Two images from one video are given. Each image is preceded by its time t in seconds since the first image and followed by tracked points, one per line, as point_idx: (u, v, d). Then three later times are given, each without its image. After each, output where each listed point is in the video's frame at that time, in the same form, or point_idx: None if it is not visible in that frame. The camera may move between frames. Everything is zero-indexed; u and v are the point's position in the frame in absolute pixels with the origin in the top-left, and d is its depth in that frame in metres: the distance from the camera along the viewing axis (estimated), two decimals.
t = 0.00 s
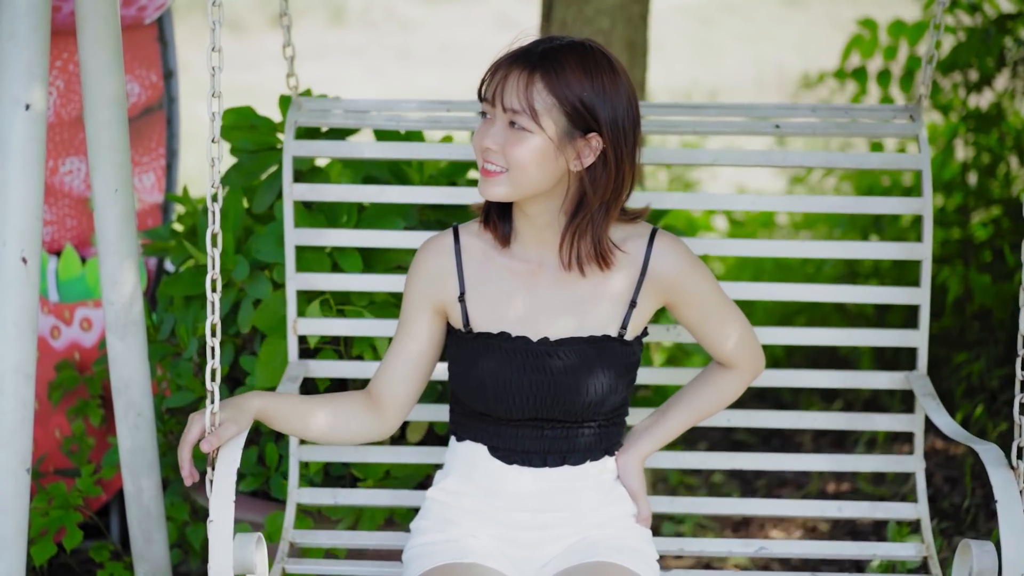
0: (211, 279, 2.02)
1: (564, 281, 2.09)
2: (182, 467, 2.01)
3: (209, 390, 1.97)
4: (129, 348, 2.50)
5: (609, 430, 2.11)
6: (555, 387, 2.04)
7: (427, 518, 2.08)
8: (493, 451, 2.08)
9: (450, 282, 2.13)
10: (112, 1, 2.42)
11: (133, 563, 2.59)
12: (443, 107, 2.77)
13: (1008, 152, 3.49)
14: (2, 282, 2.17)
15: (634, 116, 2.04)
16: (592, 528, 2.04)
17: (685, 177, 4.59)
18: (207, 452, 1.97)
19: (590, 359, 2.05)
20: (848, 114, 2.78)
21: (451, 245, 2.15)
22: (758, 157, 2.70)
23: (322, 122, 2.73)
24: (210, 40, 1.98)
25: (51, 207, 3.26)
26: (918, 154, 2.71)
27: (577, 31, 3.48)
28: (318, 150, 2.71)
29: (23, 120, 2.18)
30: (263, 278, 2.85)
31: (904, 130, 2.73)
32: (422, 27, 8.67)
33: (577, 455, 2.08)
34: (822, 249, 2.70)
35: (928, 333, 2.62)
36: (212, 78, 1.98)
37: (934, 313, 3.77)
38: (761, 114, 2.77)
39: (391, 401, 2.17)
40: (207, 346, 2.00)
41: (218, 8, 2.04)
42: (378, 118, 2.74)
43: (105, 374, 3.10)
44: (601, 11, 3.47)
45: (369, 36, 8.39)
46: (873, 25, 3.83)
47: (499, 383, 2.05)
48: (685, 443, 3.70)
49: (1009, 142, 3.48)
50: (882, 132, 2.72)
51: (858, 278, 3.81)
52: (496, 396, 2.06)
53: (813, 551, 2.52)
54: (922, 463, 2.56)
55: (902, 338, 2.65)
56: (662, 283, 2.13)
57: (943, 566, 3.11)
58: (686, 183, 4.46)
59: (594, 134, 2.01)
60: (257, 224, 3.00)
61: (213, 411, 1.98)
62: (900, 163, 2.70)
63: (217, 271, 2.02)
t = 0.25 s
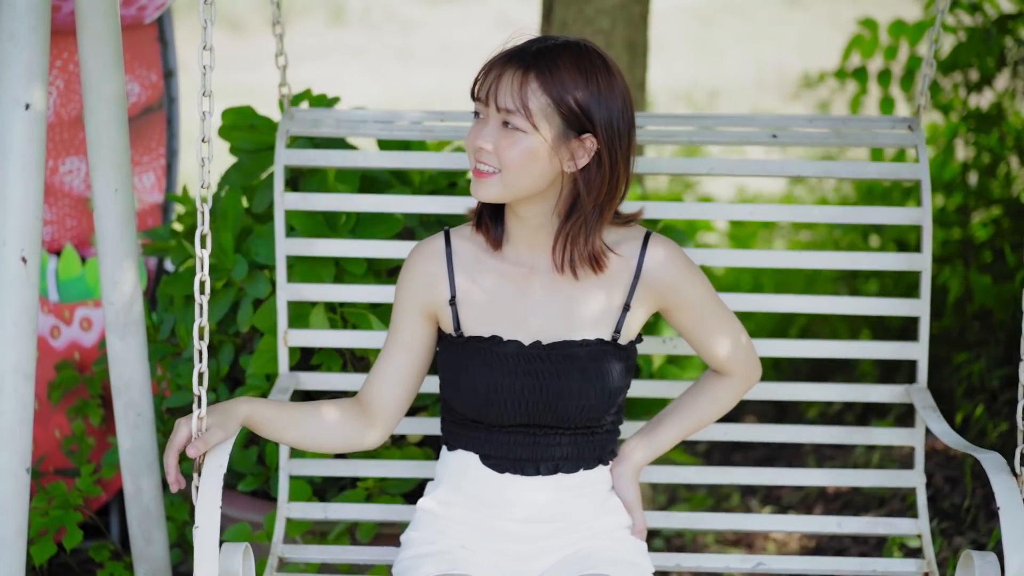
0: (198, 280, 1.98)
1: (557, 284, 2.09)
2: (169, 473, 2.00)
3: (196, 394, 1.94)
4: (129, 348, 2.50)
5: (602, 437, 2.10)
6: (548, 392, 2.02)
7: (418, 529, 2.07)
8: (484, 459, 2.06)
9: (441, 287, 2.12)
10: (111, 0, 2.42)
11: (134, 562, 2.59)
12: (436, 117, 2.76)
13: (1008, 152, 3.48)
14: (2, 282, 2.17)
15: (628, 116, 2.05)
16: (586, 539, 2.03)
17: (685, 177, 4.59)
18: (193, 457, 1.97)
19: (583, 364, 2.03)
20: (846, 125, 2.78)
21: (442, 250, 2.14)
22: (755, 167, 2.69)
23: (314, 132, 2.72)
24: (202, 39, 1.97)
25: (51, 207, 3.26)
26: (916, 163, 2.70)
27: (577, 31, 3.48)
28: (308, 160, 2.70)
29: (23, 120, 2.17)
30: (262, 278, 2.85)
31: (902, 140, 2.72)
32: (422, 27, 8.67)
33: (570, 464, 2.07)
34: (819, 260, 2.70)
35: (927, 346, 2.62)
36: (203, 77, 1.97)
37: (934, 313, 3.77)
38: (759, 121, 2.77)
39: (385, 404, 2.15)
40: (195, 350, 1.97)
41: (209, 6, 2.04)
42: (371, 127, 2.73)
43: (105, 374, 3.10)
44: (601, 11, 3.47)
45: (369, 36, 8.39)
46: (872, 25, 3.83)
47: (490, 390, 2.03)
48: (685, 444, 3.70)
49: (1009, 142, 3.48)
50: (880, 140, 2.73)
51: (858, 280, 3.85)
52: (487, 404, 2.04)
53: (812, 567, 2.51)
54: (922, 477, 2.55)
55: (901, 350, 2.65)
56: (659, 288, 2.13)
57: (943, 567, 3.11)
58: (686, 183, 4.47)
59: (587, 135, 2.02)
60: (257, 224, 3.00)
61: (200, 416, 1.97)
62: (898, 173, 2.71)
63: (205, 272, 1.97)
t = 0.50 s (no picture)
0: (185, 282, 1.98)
1: (549, 285, 2.09)
2: (154, 479, 2.00)
3: (182, 398, 1.95)
4: (128, 348, 2.50)
5: (596, 443, 2.09)
6: (538, 396, 2.01)
7: (408, 540, 2.05)
8: (476, 466, 2.05)
9: (431, 290, 2.11)
10: None
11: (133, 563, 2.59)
12: (429, 126, 2.74)
13: (1008, 152, 3.48)
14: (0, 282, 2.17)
15: (622, 116, 2.06)
16: (580, 551, 2.02)
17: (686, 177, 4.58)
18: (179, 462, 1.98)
19: (574, 366, 2.03)
20: (844, 131, 2.77)
21: (432, 252, 2.14)
22: (752, 176, 2.69)
23: (305, 140, 2.72)
24: (192, 36, 1.97)
25: (50, 206, 3.26)
26: (915, 172, 2.70)
27: (577, 31, 3.48)
28: (298, 167, 2.69)
29: (22, 119, 2.17)
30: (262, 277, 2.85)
31: (900, 149, 2.72)
32: (422, 27, 8.66)
33: (564, 470, 2.05)
34: (816, 269, 2.69)
35: (927, 356, 2.61)
36: (193, 76, 1.96)
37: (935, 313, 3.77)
38: (757, 126, 2.77)
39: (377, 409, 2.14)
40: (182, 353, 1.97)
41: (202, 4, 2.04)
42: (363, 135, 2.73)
43: (105, 374, 3.09)
44: (601, 11, 3.47)
45: (369, 36, 8.38)
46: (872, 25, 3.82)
47: (480, 394, 2.03)
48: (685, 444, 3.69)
49: (1009, 142, 3.47)
50: (878, 149, 2.73)
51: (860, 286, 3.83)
52: (478, 409, 2.04)
53: None
54: (923, 492, 2.55)
55: (899, 360, 2.64)
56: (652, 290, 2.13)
57: (943, 567, 3.11)
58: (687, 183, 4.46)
59: (582, 133, 2.02)
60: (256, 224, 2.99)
61: (184, 421, 1.98)
62: (896, 180, 2.70)
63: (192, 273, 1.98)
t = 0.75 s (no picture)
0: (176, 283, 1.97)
1: (540, 285, 2.09)
2: (143, 481, 1.99)
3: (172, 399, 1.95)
4: (128, 348, 2.50)
5: (589, 447, 2.09)
6: (529, 398, 2.01)
7: (401, 548, 2.06)
8: (469, 473, 2.05)
9: (421, 291, 2.11)
10: None
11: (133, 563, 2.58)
12: (424, 133, 2.73)
13: (1008, 152, 3.48)
14: None
15: (619, 115, 2.07)
16: (574, 558, 2.02)
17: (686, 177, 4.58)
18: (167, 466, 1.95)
19: (565, 366, 2.02)
20: (843, 137, 2.77)
21: (422, 253, 2.14)
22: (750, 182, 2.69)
23: (300, 144, 2.71)
24: (185, 34, 1.96)
25: (50, 206, 3.26)
26: (915, 179, 2.69)
27: (577, 31, 3.48)
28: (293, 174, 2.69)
29: (21, 119, 2.17)
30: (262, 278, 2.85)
31: (900, 156, 2.72)
32: (422, 26, 8.66)
33: (558, 475, 2.05)
34: (814, 276, 2.69)
35: (928, 364, 2.61)
36: (184, 75, 1.96)
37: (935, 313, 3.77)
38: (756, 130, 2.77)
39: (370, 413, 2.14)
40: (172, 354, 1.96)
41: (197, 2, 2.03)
42: (357, 142, 2.73)
43: (104, 374, 3.09)
44: (601, 10, 3.47)
45: (368, 36, 8.37)
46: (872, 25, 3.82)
47: (473, 398, 2.02)
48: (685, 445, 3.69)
49: (1009, 142, 3.47)
50: (877, 155, 2.73)
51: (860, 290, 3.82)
52: (470, 413, 2.03)
53: None
54: (924, 501, 2.53)
55: (900, 369, 2.64)
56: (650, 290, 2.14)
57: (943, 568, 3.11)
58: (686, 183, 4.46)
59: (583, 132, 2.03)
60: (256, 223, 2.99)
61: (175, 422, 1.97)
62: (896, 187, 2.70)
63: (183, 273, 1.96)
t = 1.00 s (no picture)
0: (173, 283, 1.97)
1: (532, 286, 2.09)
2: (138, 484, 1.98)
3: (168, 401, 1.95)
4: (128, 348, 2.49)
5: (586, 446, 2.09)
6: (524, 400, 2.01)
7: (399, 553, 2.06)
8: (467, 477, 2.05)
9: (413, 294, 2.11)
10: None
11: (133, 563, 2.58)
12: (423, 137, 2.73)
13: (1009, 152, 3.47)
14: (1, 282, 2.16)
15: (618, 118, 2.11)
16: (573, 563, 2.02)
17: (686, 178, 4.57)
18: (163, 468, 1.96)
19: (559, 368, 2.03)
20: (843, 140, 2.77)
21: (411, 256, 2.14)
22: (750, 185, 2.69)
23: (297, 148, 2.71)
24: (184, 33, 1.95)
25: (50, 206, 3.25)
26: (915, 182, 2.69)
27: (578, 31, 3.48)
28: (290, 176, 2.68)
29: (22, 119, 2.17)
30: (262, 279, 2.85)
31: (900, 160, 2.72)
32: (423, 26, 8.65)
33: (556, 477, 2.06)
34: (813, 280, 2.69)
35: (928, 369, 2.61)
36: (183, 75, 1.95)
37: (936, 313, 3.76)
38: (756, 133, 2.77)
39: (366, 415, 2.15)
40: (168, 355, 1.96)
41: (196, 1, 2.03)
42: (357, 147, 2.73)
43: (105, 374, 3.09)
44: (602, 10, 3.46)
45: (368, 36, 8.37)
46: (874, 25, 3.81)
47: (468, 402, 2.02)
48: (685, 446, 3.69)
49: (1010, 142, 3.46)
50: (877, 160, 2.73)
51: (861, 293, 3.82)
52: (465, 417, 2.03)
53: None
54: (926, 507, 2.53)
55: (902, 374, 2.63)
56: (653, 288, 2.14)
57: (944, 569, 3.11)
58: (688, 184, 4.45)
59: (586, 133, 2.05)
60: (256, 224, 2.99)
61: (171, 424, 1.97)
62: (897, 191, 2.69)
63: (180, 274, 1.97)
